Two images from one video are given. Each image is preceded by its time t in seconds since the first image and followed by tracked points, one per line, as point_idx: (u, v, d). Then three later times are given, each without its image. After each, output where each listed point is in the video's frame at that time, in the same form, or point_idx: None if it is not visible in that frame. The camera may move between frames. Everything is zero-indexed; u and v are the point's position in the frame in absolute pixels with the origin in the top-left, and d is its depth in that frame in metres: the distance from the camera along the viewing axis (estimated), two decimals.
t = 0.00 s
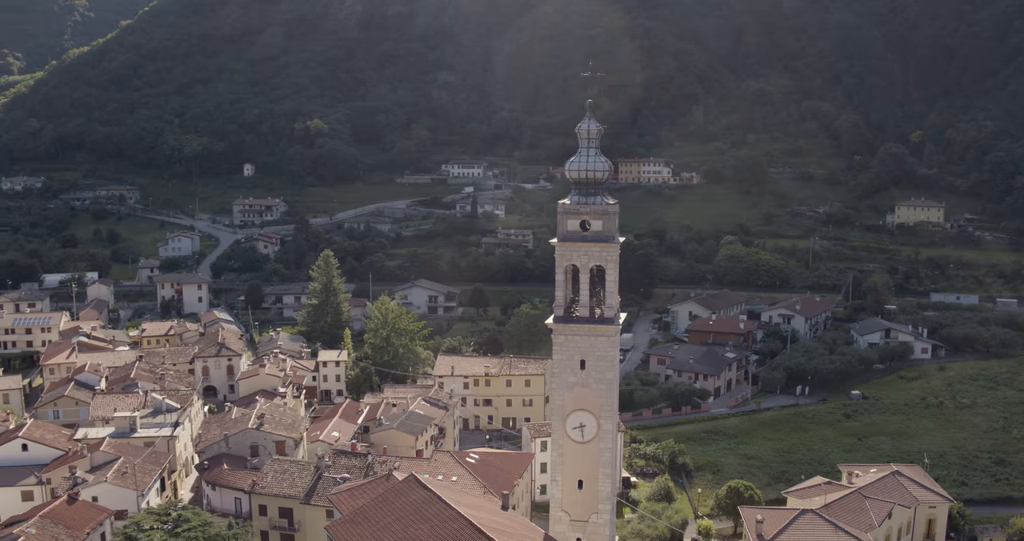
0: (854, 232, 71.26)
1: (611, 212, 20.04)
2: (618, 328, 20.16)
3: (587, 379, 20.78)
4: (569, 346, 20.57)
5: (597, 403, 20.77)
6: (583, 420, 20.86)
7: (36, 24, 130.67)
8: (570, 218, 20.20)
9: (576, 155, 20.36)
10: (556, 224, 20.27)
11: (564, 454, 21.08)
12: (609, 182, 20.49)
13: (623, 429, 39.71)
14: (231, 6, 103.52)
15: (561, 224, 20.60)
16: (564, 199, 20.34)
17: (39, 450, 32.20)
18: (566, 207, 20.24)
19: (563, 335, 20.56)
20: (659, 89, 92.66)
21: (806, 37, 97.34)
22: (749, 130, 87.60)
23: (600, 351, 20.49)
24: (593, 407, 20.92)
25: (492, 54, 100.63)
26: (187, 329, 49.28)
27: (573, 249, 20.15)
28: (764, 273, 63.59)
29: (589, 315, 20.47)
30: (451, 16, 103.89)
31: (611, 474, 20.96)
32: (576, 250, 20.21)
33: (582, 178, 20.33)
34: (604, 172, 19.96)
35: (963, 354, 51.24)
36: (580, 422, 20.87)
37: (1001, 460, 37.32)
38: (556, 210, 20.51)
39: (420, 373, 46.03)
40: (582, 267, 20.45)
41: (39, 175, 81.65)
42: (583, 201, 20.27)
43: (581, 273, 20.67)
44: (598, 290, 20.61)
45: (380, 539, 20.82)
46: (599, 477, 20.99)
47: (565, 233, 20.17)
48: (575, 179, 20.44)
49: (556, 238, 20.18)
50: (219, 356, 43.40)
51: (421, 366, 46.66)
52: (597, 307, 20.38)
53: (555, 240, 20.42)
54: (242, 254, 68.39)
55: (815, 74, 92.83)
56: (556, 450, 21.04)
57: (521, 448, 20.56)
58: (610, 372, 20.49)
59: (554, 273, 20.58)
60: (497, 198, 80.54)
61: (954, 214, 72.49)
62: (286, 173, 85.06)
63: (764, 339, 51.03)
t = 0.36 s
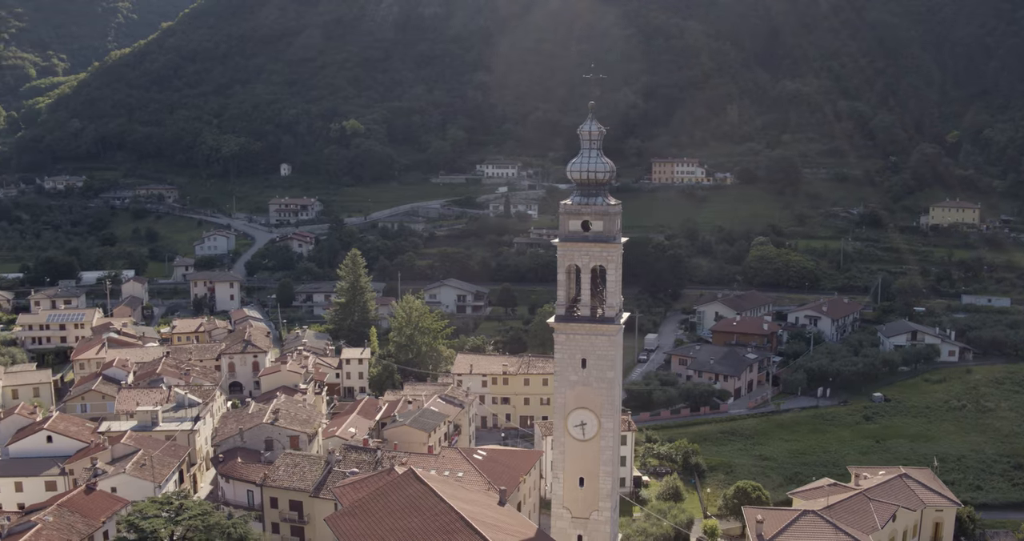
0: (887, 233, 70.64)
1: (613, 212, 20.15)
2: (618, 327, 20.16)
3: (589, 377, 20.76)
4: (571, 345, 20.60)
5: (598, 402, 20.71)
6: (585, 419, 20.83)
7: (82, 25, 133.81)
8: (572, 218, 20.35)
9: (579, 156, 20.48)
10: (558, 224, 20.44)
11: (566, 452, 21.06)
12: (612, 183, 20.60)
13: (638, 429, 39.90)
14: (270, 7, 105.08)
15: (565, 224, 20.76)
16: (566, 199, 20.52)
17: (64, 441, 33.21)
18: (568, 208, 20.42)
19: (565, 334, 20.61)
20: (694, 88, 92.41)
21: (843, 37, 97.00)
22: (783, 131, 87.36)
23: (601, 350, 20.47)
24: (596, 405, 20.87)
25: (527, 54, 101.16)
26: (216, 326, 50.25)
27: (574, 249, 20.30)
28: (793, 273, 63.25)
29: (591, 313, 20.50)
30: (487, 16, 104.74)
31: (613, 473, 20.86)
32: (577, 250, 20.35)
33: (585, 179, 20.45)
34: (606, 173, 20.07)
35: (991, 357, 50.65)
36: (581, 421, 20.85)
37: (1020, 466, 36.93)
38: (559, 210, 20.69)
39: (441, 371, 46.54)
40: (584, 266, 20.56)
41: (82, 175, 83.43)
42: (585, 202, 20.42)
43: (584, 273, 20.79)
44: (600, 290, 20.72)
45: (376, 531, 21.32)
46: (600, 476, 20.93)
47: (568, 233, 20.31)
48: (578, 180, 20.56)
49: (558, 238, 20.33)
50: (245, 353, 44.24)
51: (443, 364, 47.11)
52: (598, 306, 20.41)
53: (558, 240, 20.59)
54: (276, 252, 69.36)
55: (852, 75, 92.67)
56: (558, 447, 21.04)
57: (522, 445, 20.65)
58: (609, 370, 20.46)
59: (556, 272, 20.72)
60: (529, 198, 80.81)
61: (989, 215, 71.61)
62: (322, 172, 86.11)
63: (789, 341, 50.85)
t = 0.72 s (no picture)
0: (919, 235, 70.06)
1: (613, 214, 20.19)
2: (618, 327, 20.18)
3: (591, 377, 20.74)
4: (573, 344, 20.62)
5: (599, 401, 20.67)
6: (586, 417, 20.83)
7: (125, 29, 136.40)
8: (574, 219, 20.42)
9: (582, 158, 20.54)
10: (559, 225, 20.55)
11: (568, 450, 21.07)
12: (614, 185, 20.62)
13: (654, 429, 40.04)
14: (307, 9, 106.45)
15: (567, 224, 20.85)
16: (567, 200, 20.57)
17: (87, 434, 34.14)
18: (570, 209, 20.48)
19: (567, 332, 20.65)
20: (728, 88, 92.29)
21: (878, 38, 96.53)
22: (817, 132, 87.58)
23: (602, 349, 20.46)
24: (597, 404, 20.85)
25: (561, 55, 101.49)
26: (245, 324, 51.17)
27: (576, 249, 20.39)
28: (821, 274, 62.92)
29: (592, 313, 20.53)
30: (522, 18, 105.78)
31: (612, 472, 20.81)
32: (578, 250, 20.44)
33: (588, 181, 20.49)
34: (607, 176, 20.11)
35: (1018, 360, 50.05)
36: (582, 419, 20.85)
37: None
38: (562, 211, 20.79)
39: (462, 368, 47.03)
40: (586, 267, 20.60)
41: (121, 175, 85.17)
42: (587, 203, 20.47)
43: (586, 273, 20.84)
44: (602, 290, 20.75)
45: (372, 525, 21.84)
46: (601, 475, 20.90)
47: (570, 234, 20.43)
48: (580, 181, 20.60)
49: (559, 239, 20.42)
50: (269, 351, 45.05)
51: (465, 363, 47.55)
52: (599, 306, 20.43)
53: (559, 241, 20.68)
54: (308, 251, 70.16)
55: (886, 76, 92.42)
56: (559, 445, 21.05)
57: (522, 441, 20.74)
58: (610, 370, 20.43)
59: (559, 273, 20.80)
60: (562, 198, 80.75)
61: None
62: (357, 173, 87.05)
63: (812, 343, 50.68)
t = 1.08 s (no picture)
0: (951, 237, 69.46)
1: (614, 215, 20.38)
2: (618, 326, 20.33)
3: (592, 376, 20.88)
4: (574, 344, 20.78)
5: (599, 400, 20.79)
6: (587, 416, 20.95)
7: (166, 31, 138.94)
8: (574, 220, 20.61)
9: (584, 160, 20.73)
10: (560, 227, 20.75)
11: (570, 449, 21.19)
12: (616, 187, 20.81)
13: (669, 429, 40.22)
14: (342, 10, 107.54)
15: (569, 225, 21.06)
16: (568, 201, 20.77)
17: (110, 428, 35.10)
18: (571, 209, 20.67)
19: (568, 332, 20.80)
20: (761, 88, 92.31)
21: (914, 37, 95.68)
22: (850, 133, 87.09)
23: (602, 349, 20.61)
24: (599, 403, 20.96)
25: (594, 55, 101.72)
26: (271, 322, 52.05)
27: (577, 250, 20.61)
28: (849, 276, 62.62)
29: (593, 313, 20.70)
30: (555, 19, 105.87)
31: (613, 470, 20.90)
32: (579, 251, 20.66)
33: (589, 182, 20.69)
34: (608, 177, 20.31)
35: None
36: (583, 418, 20.98)
37: None
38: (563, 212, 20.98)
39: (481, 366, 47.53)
40: (587, 268, 20.78)
41: (158, 175, 87.02)
42: (588, 204, 20.66)
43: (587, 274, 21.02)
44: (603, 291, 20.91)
45: (369, 518, 22.34)
46: (602, 473, 20.98)
47: (571, 235, 20.65)
48: (581, 183, 20.79)
49: (560, 240, 20.65)
50: (293, 348, 45.68)
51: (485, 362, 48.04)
52: (600, 307, 20.59)
53: (561, 242, 20.90)
54: (339, 251, 70.98)
55: (922, 76, 91.42)
56: (561, 443, 21.18)
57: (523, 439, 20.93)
58: (610, 369, 20.55)
59: (560, 273, 20.99)
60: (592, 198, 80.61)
61: None
62: (389, 172, 87.89)
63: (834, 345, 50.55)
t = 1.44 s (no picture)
0: (981, 238, 68.86)
1: (615, 215, 20.80)
2: (617, 326, 20.65)
3: (593, 375, 21.18)
4: (574, 342, 21.10)
5: (599, 397, 21.08)
6: (587, 413, 21.27)
7: (204, 32, 141.25)
8: (575, 221, 21.05)
9: (585, 163, 21.17)
10: (562, 227, 21.19)
11: (571, 445, 21.49)
12: (616, 188, 21.23)
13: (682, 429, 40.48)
14: (377, 10, 108.86)
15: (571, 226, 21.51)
16: (570, 202, 21.20)
17: (132, 422, 36.05)
18: (572, 210, 21.11)
19: (569, 331, 21.13)
20: (792, 89, 92.59)
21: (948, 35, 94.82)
22: (882, 133, 86.67)
23: (602, 348, 20.90)
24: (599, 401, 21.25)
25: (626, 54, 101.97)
26: (297, 319, 52.98)
27: (578, 250, 21.01)
28: (875, 277, 62.34)
29: (593, 312, 21.03)
30: (587, 18, 106.28)
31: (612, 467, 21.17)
32: (580, 251, 21.06)
33: (590, 184, 21.11)
34: (608, 179, 20.74)
35: None
36: (584, 415, 21.29)
37: None
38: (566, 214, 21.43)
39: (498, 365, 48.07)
40: (587, 269, 21.16)
41: (194, 174, 88.71)
42: (589, 205, 21.09)
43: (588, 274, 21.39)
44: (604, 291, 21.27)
45: (367, 510, 22.93)
46: (602, 469, 21.24)
47: (572, 235, 21.09)
48: (583, 185, 21.21)
49: (561, 241, 21.08)
50: (315, 345, 46.30)
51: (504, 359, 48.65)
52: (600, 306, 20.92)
53: (563, 242, 21.32)
54: (368, 250, 71.75)
55: (956, 74, 90.48)
56: (563, 440, 21.51)
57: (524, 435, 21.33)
58: (609, 368, 20.84)
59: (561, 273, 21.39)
60: (622, 198, 80.65)
61: None
62: (422, 172, 88.68)
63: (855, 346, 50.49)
